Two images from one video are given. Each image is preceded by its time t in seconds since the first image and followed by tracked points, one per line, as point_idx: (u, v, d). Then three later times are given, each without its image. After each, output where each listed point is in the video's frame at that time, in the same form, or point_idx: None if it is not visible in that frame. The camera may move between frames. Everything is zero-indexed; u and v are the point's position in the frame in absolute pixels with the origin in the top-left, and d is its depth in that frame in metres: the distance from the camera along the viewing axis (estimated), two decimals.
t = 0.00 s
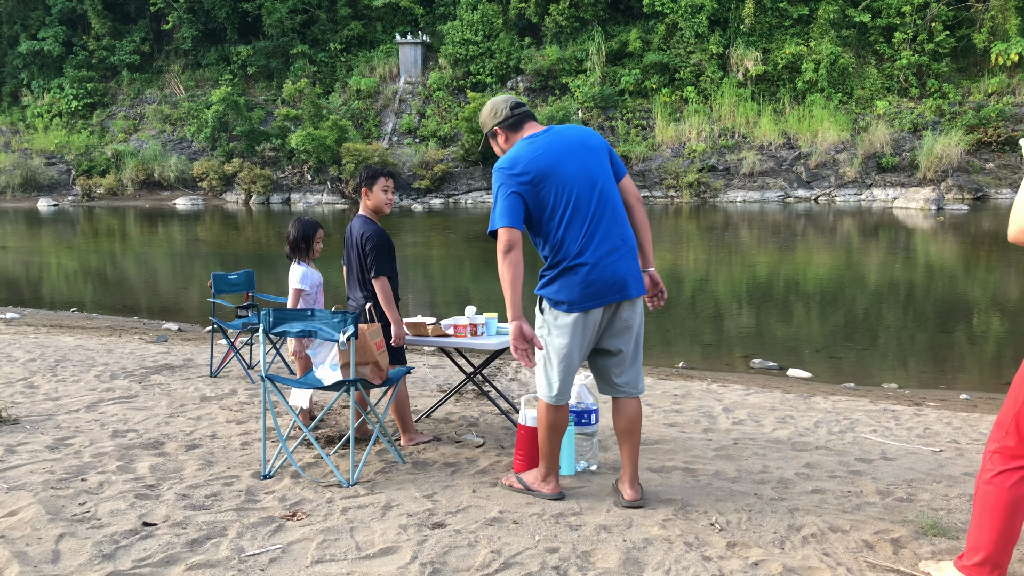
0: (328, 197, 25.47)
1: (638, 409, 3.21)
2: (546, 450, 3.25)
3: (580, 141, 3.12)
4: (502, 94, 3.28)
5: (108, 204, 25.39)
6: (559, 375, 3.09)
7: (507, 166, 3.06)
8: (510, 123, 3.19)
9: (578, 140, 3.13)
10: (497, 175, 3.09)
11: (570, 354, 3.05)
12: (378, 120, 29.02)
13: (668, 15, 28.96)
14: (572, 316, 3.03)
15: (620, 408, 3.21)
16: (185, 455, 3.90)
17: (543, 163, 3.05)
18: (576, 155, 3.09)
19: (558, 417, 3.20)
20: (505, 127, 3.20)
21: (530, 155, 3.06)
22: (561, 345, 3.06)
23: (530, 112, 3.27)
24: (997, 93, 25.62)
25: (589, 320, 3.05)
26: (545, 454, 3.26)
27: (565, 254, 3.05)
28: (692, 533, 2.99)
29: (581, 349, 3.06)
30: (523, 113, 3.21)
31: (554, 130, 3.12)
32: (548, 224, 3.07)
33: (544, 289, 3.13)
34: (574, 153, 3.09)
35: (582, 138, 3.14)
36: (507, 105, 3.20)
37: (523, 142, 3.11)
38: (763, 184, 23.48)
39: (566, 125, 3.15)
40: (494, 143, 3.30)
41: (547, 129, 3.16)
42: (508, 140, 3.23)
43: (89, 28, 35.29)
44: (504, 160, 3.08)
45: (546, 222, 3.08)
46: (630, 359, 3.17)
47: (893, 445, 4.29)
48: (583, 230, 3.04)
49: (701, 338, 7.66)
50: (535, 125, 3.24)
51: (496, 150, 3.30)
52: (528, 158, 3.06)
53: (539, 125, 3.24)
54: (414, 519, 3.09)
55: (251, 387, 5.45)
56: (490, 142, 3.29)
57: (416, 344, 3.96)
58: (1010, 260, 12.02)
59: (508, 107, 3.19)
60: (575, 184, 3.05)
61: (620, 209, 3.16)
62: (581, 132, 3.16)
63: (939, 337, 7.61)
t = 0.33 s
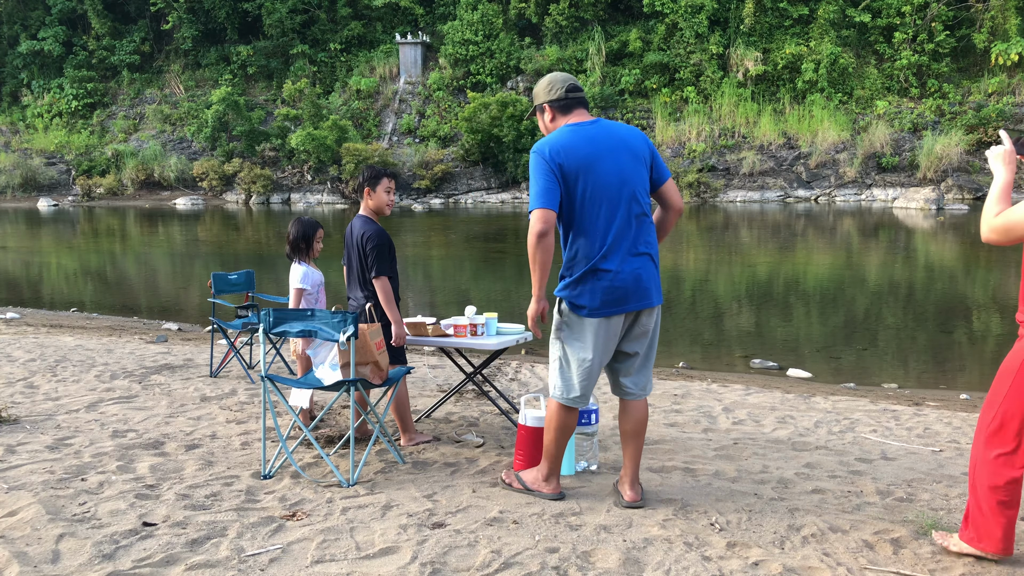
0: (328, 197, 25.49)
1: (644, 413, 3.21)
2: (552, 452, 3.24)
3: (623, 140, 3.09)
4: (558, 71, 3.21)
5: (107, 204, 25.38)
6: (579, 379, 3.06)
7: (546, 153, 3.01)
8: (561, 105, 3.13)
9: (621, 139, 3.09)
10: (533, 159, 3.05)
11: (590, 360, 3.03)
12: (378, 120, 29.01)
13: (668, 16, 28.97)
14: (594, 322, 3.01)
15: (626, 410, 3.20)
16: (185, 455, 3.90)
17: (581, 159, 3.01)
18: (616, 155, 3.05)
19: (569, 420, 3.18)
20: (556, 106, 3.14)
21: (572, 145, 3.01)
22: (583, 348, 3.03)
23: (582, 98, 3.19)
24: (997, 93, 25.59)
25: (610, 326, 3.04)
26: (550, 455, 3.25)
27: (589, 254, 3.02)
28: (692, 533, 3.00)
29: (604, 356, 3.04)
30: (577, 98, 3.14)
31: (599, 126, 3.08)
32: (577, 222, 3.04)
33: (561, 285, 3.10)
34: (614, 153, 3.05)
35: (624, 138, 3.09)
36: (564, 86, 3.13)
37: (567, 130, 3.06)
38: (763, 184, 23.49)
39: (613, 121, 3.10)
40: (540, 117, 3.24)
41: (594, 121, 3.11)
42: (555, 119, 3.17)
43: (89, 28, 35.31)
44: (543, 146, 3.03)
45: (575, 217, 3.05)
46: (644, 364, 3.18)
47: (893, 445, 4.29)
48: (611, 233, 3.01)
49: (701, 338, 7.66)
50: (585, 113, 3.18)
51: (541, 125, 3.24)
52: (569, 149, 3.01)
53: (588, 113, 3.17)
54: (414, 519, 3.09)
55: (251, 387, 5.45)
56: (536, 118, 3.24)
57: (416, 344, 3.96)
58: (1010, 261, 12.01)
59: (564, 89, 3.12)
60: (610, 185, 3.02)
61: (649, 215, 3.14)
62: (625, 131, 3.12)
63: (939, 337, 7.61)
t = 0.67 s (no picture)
0: (328, 197, 25.50)
1: (647, 414, 3.23)
2: (588, 451, 3.08)
3: (643, 139, 3.03)
4: (588, 54, 3.11)
5: (107, 204, 25.39)
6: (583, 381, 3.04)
7: (564, 142, 2.94)
8: (590, 93, 3.05)
9: (642, 138, 3.03)
10: (550, 147, 2.98)
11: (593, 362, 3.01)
12: (378, 120, 29.02)
13: (668, 15, 28.96)
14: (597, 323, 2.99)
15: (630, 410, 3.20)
16: (186, 456, 3.90)
17: (599, 153, 2.93)
18: (636, 153, 2.99)
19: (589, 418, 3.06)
20: (585, 93, 3.05)
21: (590, 137, 2.93)
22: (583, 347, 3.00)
23: (609, 88, 3.10)
24: (997, 93, 25.57)
25: (612, 329, 3.01)
26: (588, 454, 3.08)
27: (598, 252, 2.96)
28: (692, 533, 3.00)
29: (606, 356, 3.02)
30: (606, 88, 3.06)
31: (623, 120, 3.00)
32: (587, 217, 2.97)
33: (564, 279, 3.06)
34: (634, 151, 2.98)
35: (645, 135, 3.04)
36: (594, 73, 3.05)
37: (588, 119, 2.98)
38: (763, 184, 23.50)
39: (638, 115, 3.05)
40: (564, 100, 3.14)
41: (619, 116, 3.04)
42: (581, 106, 3.09)
43: (89, 29, 35.32)
44: (561, 137, 2.95)
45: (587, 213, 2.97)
46: (645, 368, 3.17)
47: (893, 445, 4.29)
48: (622, 232, 2.96)
49: (701, 338, 7.66)
50: (611, 104, 3.10)
51: (564, 109, 3.14)
52: (588, 140, 2.93)
53: (613, 106, 3.09)
54: (414, 519, 3.09)
55: (251, 387, 5.45)
56: (561, 102, 3.14)
57: (416, 344, 3.96)
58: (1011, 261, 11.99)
59: (595, 76, 3.03)
60: (627, 184, 2.95)
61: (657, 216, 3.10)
62: (646, 129, 3.06)
63: (940, 337, 7.61)
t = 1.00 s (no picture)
0: (328, 197, 25.51)
1: (643, 417, 3.24)
2: (597, 466, 3.06)
3: (632, 138, 3.02)
4: (575, 49, 3.10)
5: (107, 204, 25.38)
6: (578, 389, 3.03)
7: (552, 143, 2.93)
8: (576, 90, 3.04)
9: (630, 137, 3.02)
10: (537, 149, 2.98)
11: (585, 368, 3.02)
12: (378, 121, 29.02)
13: (668, 16, 28.96)
14: (588, 329, 2.98)
15: (626, 413, 3.21)
16: (186, 455, 3.90)
17: (586, 154, 2.92)
18: (624, 154, 2.97)
19: (598, 428, 3.04)
20: (571, 90, 3.04)
21: (577, 137, 2.91)
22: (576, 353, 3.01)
23: (597, 85, 3.09)
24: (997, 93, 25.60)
25: (601, 334, 3.00)
26: (597, 471, 3.07)
27: (584, 254, 2.96)
28: (692, 533, 3.00)
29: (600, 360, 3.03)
30: (592, 86, 3.05)
31: (611, 120, 2.99)
32: (574, 220, 2.97)
33: (551, 280, 3.07)
34: (621, 152, 2.97)
35: (634, 135, 3.03)
36: (579, 69, 3.04)
37: (576, 118, 2.96)
38: (763, 184, 23.50)
39: (626, 113, 3.04)
40: (549, 96, 3.13)
41: (607, 113, 3.03)
42: (565, 104, 3.08)
43: (89, 29, 35.32)
44: (548, 135, 2.94)
45: (574, 214, 2.97)
46: (638, 372, 3.17)
47: (893, 445, 4.29)
48: (608, 235, 2.96)
49: (701, 338, 7.67)
50: (598, 102, 3.10)
51: (548, 105, 3.14)
52: (575, 141, 2.91)
53: (601, 103, 3.08)
54: (414, 519, 3.09)
55: (251, 387, 5.45)
56: (546, 97, 3.13)
57: (416, 344, 3.96)
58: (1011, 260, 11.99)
59: (580, 73, 3.02)
60: (615, 186, 2.94)
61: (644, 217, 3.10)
62: (635, 129, 3.05)
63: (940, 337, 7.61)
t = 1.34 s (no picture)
0: (328, 197, 25.51)
1: (631, 413, 3.28)
2: (598, 467, 3.06)
3: (625, 135, 2.99)
4: (569, 43, 3.07)
5: (107, 205, 25.38)
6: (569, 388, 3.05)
7: (540, 146, 2.94)
8: (567, 86, 3.02)
9: (623, 134, 2.99)
10: (527, 150, 2.99)
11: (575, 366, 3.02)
12: (378, 120, 29.02)
13: (668, 15, 28.96)
14: (577, 327, 2.98)
15: (614, 410, 3.24)
16: (186, 456, 3.90)
17: (573, 154, 2.91)
18: (614, 152, 2.95)
19: (598, 428, 3.04)
20: (562, 86, 3.03)
21: (566, 138, 2.91)
22: (564, 351, 3.02)
23: (589, 80, 3.07)
24: (997, 93, 25.61)
25: (591, 333, 2.99)
26: (600, 472, 3.06)
27: (570, 254, 2.98)
28: (692, 533, 3.00)
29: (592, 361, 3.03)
30: (583, 80, 3.03)
31: (601, 116, 2.97)
32: (562, 220, 2.98)
33: (541, 278, 3.09)
34: (611, 151, 2.94)
35: (627, 131, 3.00)
36: (569, 64, 3.02)
37: (565, 117, 2.95)
38: (763, 184, 23.49)
39: (618, 109, 3.01)
40: (541, 93, 3.12)
41: (599, 110, 3.00)
42: (557, 100, 3.06)
43: (89, 29, 35.33)
44: (536, 134, 2.94)
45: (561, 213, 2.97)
46: (629, 370, 3.16)
47: (893, 445, 4.29)
48: (595, 235, 2.96)
49: (701, 338, 7.67)
50: (590, 98, 3.08)
51: (541, 102, 3.13)
52: (564, 141, 2.91)
53: (594, 100, 3.06)
54: (414, 519, 3.09)
55: (251, 387, 5.45)
56: (538, 95, 3.13)
57: (416, 344, 3.96)
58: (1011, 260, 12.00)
59: (569, 67, 3.00)
60: (603, 185, 2.93)
61: (636, 214, 3.08)
62: (628, 125, 3.01)
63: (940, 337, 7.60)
